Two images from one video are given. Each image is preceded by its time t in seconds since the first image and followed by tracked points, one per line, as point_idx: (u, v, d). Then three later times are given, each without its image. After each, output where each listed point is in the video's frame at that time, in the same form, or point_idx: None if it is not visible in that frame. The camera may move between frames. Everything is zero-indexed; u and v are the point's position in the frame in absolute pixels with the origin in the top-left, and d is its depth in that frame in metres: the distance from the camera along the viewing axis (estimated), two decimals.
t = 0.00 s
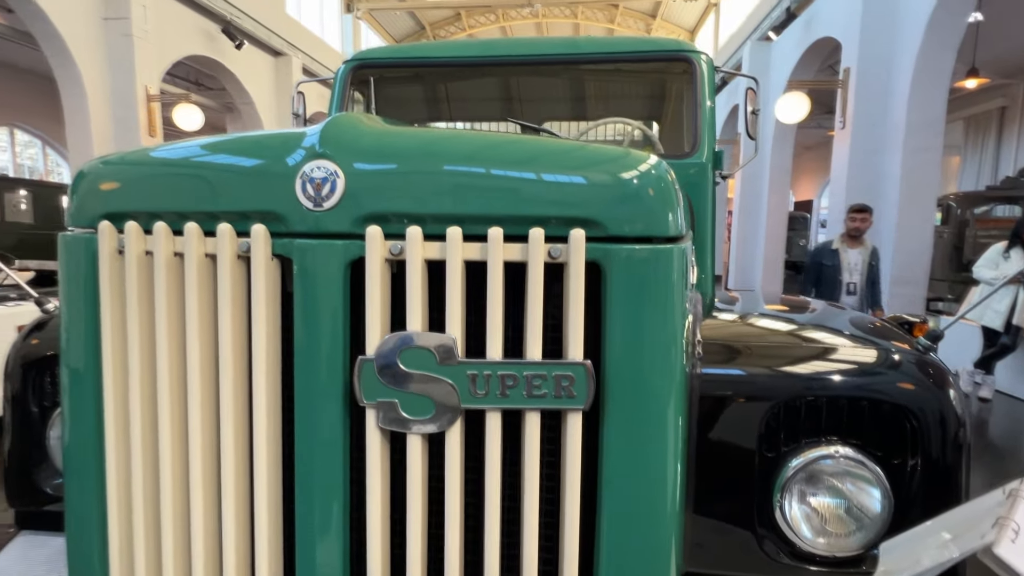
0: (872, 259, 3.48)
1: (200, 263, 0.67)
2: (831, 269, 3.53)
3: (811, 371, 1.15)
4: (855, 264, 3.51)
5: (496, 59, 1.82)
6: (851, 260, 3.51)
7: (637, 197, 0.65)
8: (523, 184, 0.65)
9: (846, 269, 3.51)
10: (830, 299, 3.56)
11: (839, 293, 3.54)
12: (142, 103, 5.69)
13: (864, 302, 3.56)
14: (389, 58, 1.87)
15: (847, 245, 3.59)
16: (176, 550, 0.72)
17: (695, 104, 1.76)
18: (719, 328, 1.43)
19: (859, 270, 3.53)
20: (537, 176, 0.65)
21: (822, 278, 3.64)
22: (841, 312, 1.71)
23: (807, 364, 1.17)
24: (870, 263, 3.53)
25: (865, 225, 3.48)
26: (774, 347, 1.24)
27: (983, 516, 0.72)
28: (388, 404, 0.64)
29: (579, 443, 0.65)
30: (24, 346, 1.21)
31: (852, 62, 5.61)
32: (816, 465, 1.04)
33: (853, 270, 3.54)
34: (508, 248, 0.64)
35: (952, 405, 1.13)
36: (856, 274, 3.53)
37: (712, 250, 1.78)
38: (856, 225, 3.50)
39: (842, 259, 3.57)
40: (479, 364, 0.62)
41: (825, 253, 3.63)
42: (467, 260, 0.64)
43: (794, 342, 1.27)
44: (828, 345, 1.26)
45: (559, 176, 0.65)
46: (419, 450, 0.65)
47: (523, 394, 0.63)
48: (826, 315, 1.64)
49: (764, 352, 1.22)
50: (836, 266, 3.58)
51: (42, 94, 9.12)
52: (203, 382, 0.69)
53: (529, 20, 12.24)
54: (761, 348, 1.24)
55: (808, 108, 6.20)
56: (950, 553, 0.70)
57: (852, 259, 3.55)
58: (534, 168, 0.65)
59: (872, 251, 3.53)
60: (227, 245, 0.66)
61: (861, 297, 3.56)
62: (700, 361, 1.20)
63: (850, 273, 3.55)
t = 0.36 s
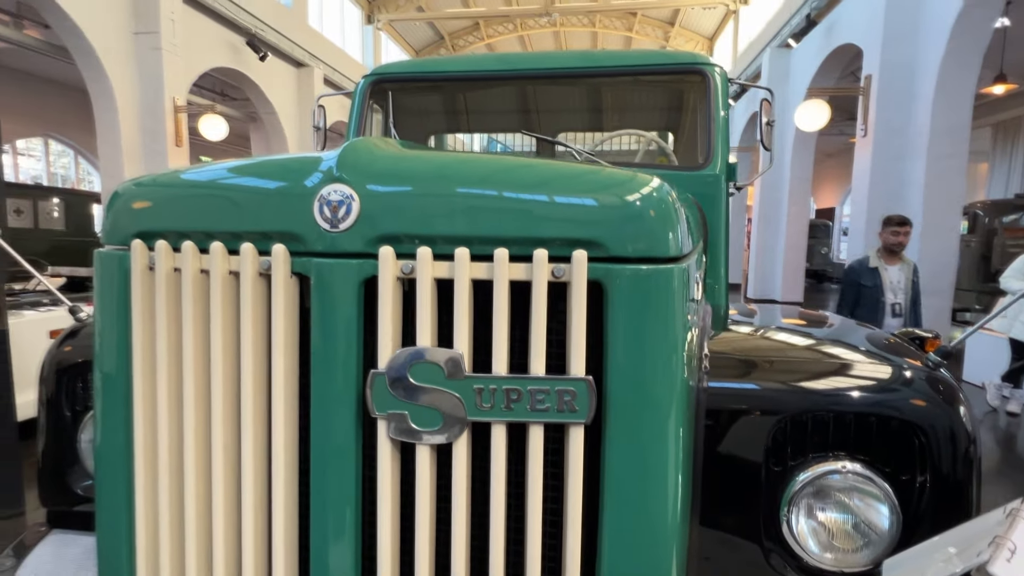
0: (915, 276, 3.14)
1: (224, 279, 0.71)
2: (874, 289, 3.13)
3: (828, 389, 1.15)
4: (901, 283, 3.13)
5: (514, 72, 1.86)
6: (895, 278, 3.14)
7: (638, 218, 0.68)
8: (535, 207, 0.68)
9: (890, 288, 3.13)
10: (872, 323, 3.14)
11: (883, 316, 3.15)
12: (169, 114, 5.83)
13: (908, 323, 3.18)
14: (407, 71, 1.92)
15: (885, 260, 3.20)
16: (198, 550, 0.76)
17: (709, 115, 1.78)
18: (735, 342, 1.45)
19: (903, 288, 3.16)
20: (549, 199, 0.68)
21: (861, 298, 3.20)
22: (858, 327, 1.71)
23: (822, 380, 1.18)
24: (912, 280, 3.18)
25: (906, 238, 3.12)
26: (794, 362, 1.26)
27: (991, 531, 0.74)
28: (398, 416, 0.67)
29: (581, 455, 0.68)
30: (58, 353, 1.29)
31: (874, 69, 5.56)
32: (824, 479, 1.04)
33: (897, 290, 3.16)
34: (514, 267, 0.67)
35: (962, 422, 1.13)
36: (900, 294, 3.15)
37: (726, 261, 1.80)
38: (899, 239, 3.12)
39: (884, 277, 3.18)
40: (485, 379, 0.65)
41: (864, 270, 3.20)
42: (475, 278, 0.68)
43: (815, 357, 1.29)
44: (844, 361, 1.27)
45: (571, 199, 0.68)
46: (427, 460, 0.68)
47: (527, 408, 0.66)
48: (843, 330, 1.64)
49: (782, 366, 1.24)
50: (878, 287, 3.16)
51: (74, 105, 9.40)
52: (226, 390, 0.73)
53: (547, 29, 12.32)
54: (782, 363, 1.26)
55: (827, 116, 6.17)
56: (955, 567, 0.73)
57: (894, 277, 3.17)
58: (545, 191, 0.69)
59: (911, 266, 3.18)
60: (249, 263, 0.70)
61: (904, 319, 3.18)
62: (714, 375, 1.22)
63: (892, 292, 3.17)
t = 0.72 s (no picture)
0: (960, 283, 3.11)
1: (252, 288, 0.76)
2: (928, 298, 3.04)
3: (846, 398, 1.16)
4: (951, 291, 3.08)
5: (529, 83, 1.90)
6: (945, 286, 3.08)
7: (643, 231, 0.71)
8: (547, 220, 0.71)
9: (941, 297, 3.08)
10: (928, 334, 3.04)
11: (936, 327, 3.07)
12: (192, 123, 5.97)
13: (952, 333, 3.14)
14: (424, 83, 1.98)
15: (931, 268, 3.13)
16: (226, 546, 0.80)
17: (721, 123, 1.80)
18: (751, 349, 1.47)
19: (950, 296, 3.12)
20: (561, 212, 0.72)
21: (910, 307, 3.11)
22: (874, 337, 1.72)
23: (839, 389, 1.19)
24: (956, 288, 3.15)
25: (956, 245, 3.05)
26: (811, 370, 1.28)
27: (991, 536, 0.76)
28: (415, 419, 0.71)
29: (589, 458, 0.71)
30: (91, 357, 1.36)
31: (893, 74, 5.53)
32: (832, 486, 1.06)
33: (945, 299, 3.11)
34: (524, 279, 0.71)
35: (971, 432, 1.14)
36: (947, 303, 3.11)
37: (739, 269, 1.82)
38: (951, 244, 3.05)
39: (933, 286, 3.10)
40: (497, 384, 0.69)
41: (911, 277, 3.12)
42: (487, 289, 0.71)
43: (832, 365, 1.31)
44: (860, 370, 1.28)
45: (583, 213, 0.72)
46: (442, 460, 0.72)
47: (537, 412, 0.69)
48: (858, 339, 1.66)
49: (798, 374, 1.26)
50: (928, 295, 3.09)
51: (101, 115, 9.65)
52: (253, 394, 0.77)
53: (562, 36, 12.40)
54: (800, 371, 1.28)
55: (844, 122, 6.14)
56: (956, 569, 0.76)
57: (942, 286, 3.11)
58: (557, 206, 0.72)
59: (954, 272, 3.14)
60: (276, 274, 0.74)
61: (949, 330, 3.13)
62: (727, 382, 1.24)
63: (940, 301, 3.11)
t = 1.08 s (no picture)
0: None
1: (282, 299, 0.81)
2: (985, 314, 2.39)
3: (858, 406, 1.18)
4: None
5: (541, 92, 1.95)
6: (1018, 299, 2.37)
7: (649, 246, 0.75)
8: (559, 235, 0.76)
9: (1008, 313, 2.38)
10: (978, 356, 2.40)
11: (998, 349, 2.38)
12: (210, 131, 6.08)
13: None
14: (438, 93, 2.03)
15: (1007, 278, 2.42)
16: (256, 540, 0.84)
17: (730, 132, 1.84)
18: (761, 357, 1.50)
19: None
20: (572, 229, 0.76)
21: (969, 323, 2.48)
22: (884, 346, 1.74)
23: (850, 398, 1.21)
24: None
25: None
26: (821, 379, 1.30)
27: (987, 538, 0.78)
28: (433, 423, 0.75)
29: (597, 461, 0.75)
30: (122, 362, 1.43)
31: (907, 79, 5.53)
32: (836, 491, 1.08)
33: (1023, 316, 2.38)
34: (537, 291, 0.75)
35: (975, 440, 1.16)
36: None
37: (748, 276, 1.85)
38: None
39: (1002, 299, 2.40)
40: (511, 391, 0.74)
41: (977, 288, 2.46)
42: (502, 300, 0.76)
43: (842, 374, 1.33)
44: (870, 379, 1.30)
45: (593, 229, 0.76)
46: (458, 461, 0.76)
47: (549, 417, 0.73)
48: (868, 348, 1.68)
49: (808, 382, 1.29)
50: (995, 310, 2.42)
51: (122, 124, 9.85)
52: (282, 397, 0.82)
53: (573, 42, 12.46)
54: (811, 379, 1.31)
55: (857, 128, 6.14)
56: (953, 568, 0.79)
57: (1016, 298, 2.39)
58: (568, 222, 0.77)
59: None
60: (304, 286, 0.79)
61: None
62: (736, 390, 1.27)
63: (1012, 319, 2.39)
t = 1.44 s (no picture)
0: None
1: (302, 309, 0.85)
2: None
3: (867, 413, 1.19)
4: None
5: (548, 102, 1.98)
6: None
7: (653, 257, 0.78)
8: (566, 247, 0.79)
9: None
10: None
11: None
12: (221, 138, 6.17)
13: None
14: (448, 104, 2.08)
15: None
16: (276, 539, 0.88)
17: (736, 140, 1.86)
18: (768, 363, 1.52)
19: None
20: (579, 241, 0.79)
21: None
22: (891, 353, 1.76)
23: (862, 405, 1.22)
24: None
25: None
26: (830, 386, 1.31)
27: (980, 541, 0.81)
28: (446, 428, 0.79)
29: (603, 465, 0.78)
30: (142, 367, 1.48)
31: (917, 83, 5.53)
32: (840, 496, 1.10)
33: None
34: (545, 302, 0.78)
35: (976, 447, 1.17)
36: None
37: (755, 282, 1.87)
38: None
39: None
40: (520, 397, 0.77)
41: None
42: (511, 310, 0.79)
43: (850, 381, 1.34)
44: (880, 387, 1.31)
45: (599, 241, 0.79)
46: (470, 465, 0.79)
47: (556, 422, 0.77)
48: (874, 356, 1.70)
49: (817, 390, 1.30)
50: None
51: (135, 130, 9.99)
52: (301, 402, 0.85)
53: (581, 47, 12.51)
54: (820, 386, 1.32)
55: (866, 133, 6.14)
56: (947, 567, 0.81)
57: None
58: (576, 235, 0.80)
59: None
60: (323, 296, 0.83)
61: None
62: (745, 396, 1.29)
63: None
